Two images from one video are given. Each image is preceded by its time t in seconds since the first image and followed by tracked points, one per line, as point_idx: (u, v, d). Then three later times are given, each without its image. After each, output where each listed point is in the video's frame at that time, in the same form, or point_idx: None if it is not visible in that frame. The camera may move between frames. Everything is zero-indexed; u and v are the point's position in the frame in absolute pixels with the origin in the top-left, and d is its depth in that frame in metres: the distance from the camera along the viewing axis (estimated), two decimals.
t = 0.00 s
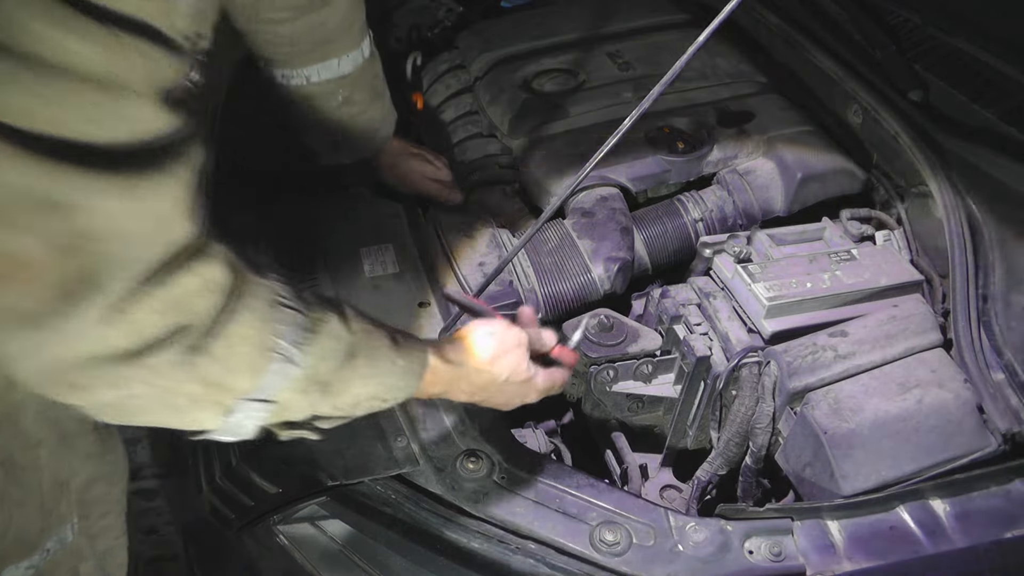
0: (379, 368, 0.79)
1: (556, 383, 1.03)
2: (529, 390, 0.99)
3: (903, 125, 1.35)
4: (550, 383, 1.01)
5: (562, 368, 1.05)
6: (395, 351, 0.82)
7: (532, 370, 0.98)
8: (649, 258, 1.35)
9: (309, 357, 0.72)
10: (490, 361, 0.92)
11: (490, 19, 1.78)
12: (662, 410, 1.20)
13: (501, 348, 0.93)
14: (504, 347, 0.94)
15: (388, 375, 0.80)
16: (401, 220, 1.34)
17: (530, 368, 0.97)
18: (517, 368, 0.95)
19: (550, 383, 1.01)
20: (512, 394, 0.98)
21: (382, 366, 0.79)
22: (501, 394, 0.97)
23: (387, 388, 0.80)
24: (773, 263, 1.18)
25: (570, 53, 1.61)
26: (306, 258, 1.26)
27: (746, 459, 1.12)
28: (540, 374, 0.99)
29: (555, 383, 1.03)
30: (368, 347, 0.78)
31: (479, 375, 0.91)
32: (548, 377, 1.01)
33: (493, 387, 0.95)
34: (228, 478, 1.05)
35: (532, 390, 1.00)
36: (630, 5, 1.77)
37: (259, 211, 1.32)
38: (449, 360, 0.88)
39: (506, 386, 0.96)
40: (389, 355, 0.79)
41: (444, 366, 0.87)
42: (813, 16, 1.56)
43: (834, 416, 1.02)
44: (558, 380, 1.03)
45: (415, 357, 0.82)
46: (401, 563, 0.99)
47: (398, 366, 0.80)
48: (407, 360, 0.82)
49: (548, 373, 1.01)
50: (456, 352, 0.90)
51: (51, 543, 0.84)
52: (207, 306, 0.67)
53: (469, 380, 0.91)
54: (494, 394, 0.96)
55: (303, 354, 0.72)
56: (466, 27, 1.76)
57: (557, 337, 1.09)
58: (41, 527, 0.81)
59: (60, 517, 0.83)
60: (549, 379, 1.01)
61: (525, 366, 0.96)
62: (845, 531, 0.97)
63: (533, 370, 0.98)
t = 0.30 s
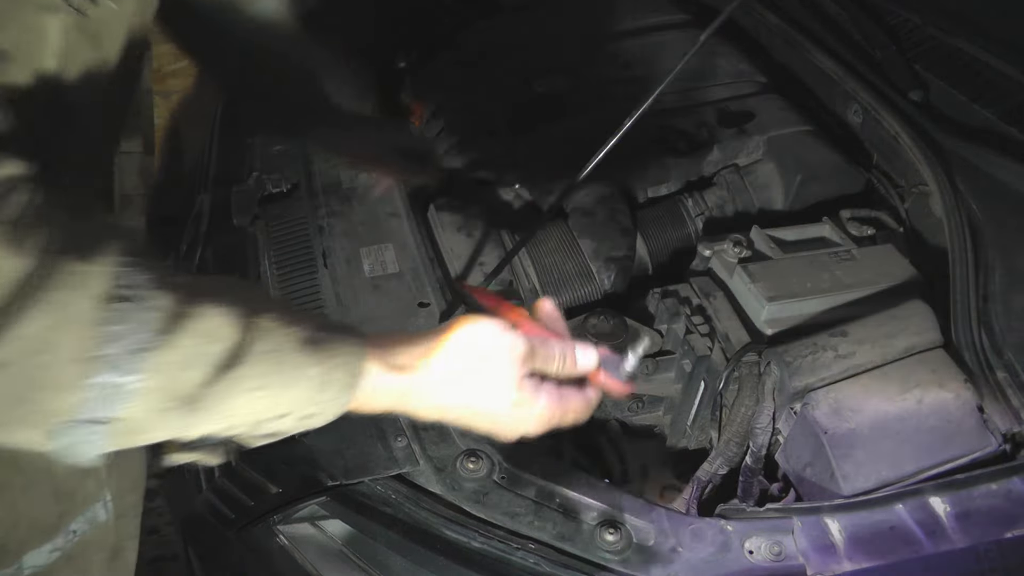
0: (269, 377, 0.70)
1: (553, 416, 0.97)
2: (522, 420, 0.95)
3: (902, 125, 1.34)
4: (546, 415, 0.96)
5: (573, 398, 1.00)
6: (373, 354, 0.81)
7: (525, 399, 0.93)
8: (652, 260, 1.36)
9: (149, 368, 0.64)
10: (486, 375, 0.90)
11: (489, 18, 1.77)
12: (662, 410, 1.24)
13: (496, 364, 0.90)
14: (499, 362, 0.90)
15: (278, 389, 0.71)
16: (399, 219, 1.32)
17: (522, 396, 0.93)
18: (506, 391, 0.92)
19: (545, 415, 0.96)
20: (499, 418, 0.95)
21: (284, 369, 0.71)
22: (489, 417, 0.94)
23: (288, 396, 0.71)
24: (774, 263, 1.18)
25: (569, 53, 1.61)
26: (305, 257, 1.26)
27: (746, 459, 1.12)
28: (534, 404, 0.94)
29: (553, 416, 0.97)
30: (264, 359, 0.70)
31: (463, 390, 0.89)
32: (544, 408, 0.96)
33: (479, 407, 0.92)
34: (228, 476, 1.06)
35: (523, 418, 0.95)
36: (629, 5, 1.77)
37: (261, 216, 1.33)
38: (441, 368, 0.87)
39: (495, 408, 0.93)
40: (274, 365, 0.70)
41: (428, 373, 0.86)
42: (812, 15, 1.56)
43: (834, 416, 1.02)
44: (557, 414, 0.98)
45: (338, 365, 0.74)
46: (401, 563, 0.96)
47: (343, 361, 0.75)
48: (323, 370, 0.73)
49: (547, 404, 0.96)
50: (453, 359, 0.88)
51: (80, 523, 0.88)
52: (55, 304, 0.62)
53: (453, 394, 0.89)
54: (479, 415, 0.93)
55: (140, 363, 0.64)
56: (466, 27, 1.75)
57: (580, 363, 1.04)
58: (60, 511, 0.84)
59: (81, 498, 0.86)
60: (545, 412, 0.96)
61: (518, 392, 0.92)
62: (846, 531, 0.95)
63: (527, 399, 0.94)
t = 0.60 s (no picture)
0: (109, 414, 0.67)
1: (481, 428, 0.86)
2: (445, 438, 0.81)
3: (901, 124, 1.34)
4: (475, 427, 0.85)
5: (505, 400, 0.89)
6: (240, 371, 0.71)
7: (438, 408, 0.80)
8: (653, 260, 1.38)
9: None
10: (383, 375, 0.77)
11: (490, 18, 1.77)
12: (662, 410, 1.23)
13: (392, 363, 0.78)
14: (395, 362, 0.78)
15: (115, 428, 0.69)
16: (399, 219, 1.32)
17: (432, 407, 0.80)
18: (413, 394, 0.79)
19: (470, 428, 0.84)
20: (416, 446, 0.80)
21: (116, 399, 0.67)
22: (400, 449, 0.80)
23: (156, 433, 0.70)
24: (775, 263, 1.18)
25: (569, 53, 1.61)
26: (305, 257, 1.27)
27: (744, 459, 1.14)
28: (451, 413, 0.81)
29: (482, 428, 0.86)
30: (87, 377, 0.66)
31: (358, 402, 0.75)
32: (468, 418, 0.83)
33: (386, 429, 0.77)
34: (228, 477, 1.06)
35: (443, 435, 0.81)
36: (629, 4, 1.76)
37: (261, 216, 1.34)
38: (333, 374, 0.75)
39: (399, 427, 0.77)
40: (97, 394, 0.67)
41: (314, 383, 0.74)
42: (813, 15, 1.56)
43: (833, 416, 1.03)
44: (491, 422, 0.88)
45: (177, 388, 0.68)
46: (401, 563, 0.99)
47: (187, 380, 0.69)
48: (159, 395, 0.69)
49: (467, 416, 0.83)
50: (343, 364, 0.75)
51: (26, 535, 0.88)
52: None
53: (349, 410, 0.75)
54: (391, 450, 0.79)
55: None
56: (465, 27, 1.75)
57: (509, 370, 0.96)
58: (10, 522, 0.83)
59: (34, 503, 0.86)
60: (468, 423, 0.83)
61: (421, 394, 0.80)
62: (846, 531, 0.95)
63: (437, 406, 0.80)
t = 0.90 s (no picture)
0: None
1: (415, 319, 0.84)
2: (368, 323, 0.81)
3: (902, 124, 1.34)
4: (409, 316, 0.84)
5: (450, 291, 0.89)
6: (143, 270, 0.70)
7: (359, 294, 0.80)
8: (653, 260, 1.38)
9: None
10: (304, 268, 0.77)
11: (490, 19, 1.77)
12: (662, 410, 1.23)
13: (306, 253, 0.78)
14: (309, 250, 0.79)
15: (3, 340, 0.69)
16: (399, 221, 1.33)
17: (354, 293, 0.79)
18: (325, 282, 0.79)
19: (401, 312, 0.83)
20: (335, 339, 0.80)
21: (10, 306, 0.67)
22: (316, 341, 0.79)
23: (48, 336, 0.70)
24: (775, 263, 1.18)
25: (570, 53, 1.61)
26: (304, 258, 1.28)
27: (745, 459, 1.14)
28: (377, 297, 0.81)
29: (413, 319, 0.84)
30: None
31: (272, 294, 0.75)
32: (400, 301, 0.83)
33: (304, 321, 0.78)
34: (227, 478, 1.05)
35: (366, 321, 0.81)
36: (629, 5, 1.76)
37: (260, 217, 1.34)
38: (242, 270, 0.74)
39: (320, 315, 0.78)
40: None
41: (221, 276, 0.72)
42: (812, 15, 1.56)
43: (833, 416, 1.02)
44: (422, 317, 0.85)
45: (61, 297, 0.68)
46: (401, 563, 0.96)
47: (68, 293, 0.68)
48: (45, 299, 0.68)
49: (395, 304, 0.82)
50: (250, 258, 0.75)
51: None
52: None
53: (264, 304, 0.75)
54: (309, 347, 0.79)
55: None
56: (466, 27, 1.76)
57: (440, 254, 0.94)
58: None
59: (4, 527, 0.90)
60: (398, 305, 0.82)
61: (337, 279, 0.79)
62: (846, 531, 0.95)
63: (359, 292, 0.80)
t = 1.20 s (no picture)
0: None
1: (319, 261, 0.76)
2: (270, 263, 0.74)
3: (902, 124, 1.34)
4: (310, 261, 0.75)
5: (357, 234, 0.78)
6: (39, 215, 0.70)
7: (256, 234, 0.72)
8: (652, 260, 1.39)
9: None
10: (199, 206, 0.71)
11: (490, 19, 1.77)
12: (662, 410, 1.24)
13: (195, 189, 0.71)
14: (198, 187, 0.71)
15: None
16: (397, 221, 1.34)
17: (254, 237, 0.72)
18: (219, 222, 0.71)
19: (303, 255, 0.74)
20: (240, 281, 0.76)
21: None
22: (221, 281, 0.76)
23: None
24: (774, 263, 1.18)
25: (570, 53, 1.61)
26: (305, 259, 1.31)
27: (745, 459, 1.14)
28: (275, 237, 0.73)
29: (313, 263, 0.76)
30: None
31: (163, 237, 0.71)
32: (299, 242, 0.74)
33: (202, 264, 0.74)
34: (227, 478, 1.05)
35: (269, 262, 0.74)
36: (629, 5, 1.76)
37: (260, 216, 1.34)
38: (134, 210, 0.71)
39: (217, 258, 0.73)
40: None
41: (116, 220, 0.70)
42: (813, 15, 1.56)
43: (833, 416, 1.02)
44: (329, 259, 0.76)
45: None
46: (401, 562, 0.96)
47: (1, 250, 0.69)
48: None
49: (296, 244, 0.74)
50: (145, 197, 0.72)
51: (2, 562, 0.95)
52: None
53: (159, 247, 0.71)
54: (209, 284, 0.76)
55: None
56: (466, 27, 1.76)
57: (344, 197, 0.78)
58: None
59: (9, 530, 0.94)
60: (297, 245, 0.74)
61: (234, 219, 0.71)
62: (846, 531, 0.95)
63: (258, 233, 0.72)
